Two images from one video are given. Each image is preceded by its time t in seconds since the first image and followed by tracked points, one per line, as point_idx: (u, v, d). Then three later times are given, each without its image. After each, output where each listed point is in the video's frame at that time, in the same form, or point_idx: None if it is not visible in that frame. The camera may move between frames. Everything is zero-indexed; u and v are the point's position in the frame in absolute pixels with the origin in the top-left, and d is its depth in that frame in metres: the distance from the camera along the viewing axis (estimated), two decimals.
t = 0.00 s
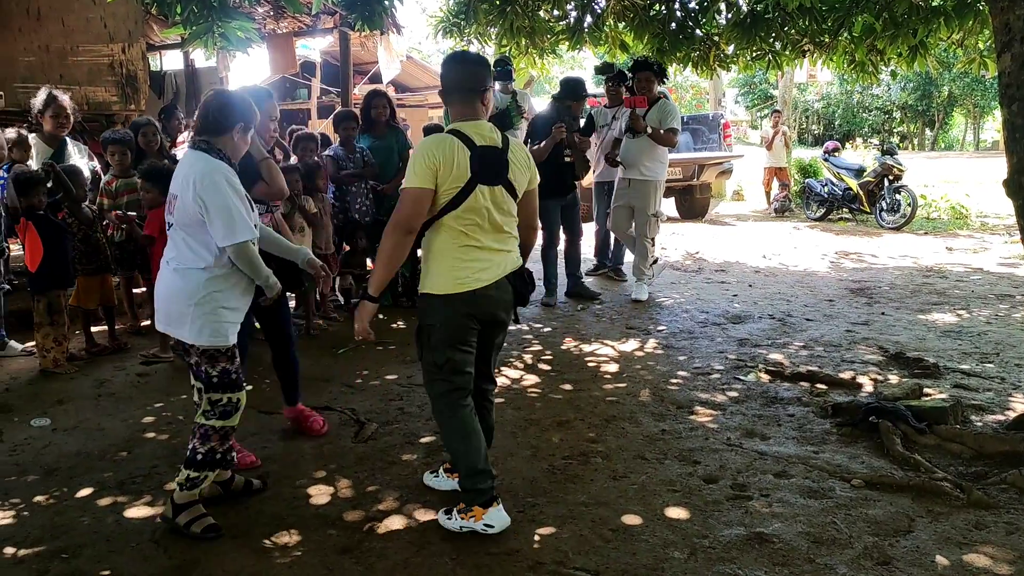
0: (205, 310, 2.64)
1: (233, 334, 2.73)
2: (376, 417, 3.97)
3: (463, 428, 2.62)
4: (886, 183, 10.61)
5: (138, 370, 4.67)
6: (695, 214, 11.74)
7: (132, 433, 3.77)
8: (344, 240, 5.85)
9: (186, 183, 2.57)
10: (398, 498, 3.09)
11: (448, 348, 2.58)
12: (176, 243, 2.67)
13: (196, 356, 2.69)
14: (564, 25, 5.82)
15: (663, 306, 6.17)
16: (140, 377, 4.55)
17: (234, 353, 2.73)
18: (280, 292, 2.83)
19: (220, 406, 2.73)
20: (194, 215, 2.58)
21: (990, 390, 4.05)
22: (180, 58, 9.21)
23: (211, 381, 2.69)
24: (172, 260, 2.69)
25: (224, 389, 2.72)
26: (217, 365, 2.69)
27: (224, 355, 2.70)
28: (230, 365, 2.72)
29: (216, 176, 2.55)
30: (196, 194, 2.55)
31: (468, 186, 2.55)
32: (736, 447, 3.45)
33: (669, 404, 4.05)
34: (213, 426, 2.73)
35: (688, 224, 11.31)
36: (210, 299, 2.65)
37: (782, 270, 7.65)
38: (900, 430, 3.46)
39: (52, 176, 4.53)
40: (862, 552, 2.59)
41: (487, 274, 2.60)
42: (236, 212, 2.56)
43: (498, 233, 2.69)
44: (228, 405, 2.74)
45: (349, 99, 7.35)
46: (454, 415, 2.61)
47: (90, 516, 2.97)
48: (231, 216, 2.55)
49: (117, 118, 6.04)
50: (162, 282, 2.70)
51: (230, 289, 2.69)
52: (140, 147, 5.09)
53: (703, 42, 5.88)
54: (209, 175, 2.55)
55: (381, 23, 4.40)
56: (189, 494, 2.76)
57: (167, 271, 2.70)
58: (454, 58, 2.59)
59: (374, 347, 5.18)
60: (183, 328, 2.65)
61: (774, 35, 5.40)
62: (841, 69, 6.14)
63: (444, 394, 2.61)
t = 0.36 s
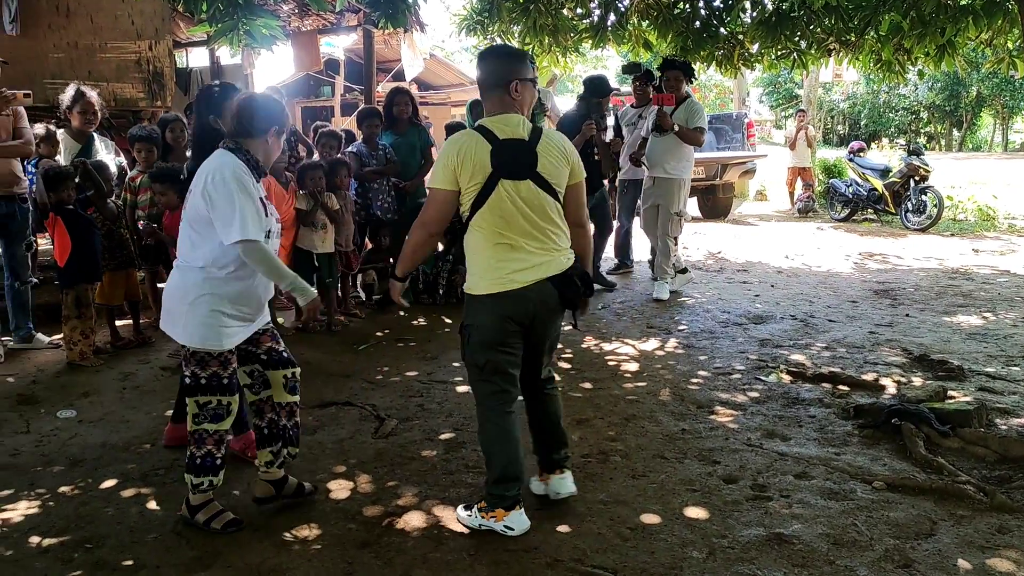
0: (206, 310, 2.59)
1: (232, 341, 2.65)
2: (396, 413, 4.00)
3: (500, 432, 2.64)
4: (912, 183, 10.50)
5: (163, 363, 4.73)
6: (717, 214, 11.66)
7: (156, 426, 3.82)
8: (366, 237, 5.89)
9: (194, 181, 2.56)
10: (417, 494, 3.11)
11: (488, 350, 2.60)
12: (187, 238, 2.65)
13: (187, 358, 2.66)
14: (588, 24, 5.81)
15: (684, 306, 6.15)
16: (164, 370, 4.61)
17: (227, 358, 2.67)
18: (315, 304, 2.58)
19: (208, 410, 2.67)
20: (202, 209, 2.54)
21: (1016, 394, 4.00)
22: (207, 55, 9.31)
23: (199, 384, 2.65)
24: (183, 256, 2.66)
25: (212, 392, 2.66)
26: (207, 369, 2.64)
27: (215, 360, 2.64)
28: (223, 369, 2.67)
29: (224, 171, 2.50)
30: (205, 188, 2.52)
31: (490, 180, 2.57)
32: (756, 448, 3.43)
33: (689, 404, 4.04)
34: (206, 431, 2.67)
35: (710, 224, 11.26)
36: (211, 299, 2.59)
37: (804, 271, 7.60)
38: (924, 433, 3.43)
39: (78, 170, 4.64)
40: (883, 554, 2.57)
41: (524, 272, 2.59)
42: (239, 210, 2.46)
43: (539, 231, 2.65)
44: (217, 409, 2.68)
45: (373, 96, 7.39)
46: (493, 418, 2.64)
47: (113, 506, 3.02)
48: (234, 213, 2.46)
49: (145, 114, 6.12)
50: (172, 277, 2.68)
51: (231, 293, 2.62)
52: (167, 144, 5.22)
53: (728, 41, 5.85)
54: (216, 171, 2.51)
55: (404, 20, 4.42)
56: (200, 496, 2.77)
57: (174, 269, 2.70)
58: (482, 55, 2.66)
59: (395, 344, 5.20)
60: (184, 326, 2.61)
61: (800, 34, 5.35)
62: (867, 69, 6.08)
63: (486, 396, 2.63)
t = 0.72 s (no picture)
0: (297, 317, 2.57)
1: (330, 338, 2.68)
2: (415, 410, 4.01)
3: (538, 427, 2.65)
4: (936, 185, 10.40)
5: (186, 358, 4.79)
6: (737, 214, 11.60)
7: (178, 420, 3.86)
8: (386, 235, 5.91)
9: (285, 188, 2.50)
10: (436, 491, 3.12)
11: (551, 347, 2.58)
12: (266, 247, 2.59)
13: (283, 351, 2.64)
14: (609, 23, 5.77)
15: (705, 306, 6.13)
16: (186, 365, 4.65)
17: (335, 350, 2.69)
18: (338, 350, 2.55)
19: (344, 394, 2.67)
20: (291, 217, 2.51)
21: None
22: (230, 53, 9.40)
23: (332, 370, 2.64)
24: (262, 263, 2.60)
25: (344, 378, 2.66)
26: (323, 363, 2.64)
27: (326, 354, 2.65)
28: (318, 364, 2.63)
29: (315, 179, 2.49)
30: (296, 195, 2.48)
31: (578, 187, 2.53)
32: (775, 449, 3.41)
33: (709, 404, 4.02)
34: (333, 406, 2.65)
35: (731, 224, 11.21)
36: (300, 306, 2.58)
37: (826, 272, 7.55)
38: (946, 436, 3.40)
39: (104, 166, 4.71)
40: (904, 558, 2.55)
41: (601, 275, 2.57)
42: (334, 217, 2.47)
43: (615, 233, 2.62)
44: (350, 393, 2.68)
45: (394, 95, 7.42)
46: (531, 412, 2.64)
47: (136, 499, 3.05)
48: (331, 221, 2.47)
49: (168, 112, 6.18)
50: (251, 285, 2.62)
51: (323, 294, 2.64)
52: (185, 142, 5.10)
53: (750, 40, 5.82)
54: (309, 179, 2.49)
55: (426, 19, 4.44)
56: (284, 465, 2.69)
57: (256, 277, 2.62)
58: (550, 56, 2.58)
59: (414, 341, 5.22)
60: (278, 334, 2.58)
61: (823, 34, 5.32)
62: (892, 69, 6.03)
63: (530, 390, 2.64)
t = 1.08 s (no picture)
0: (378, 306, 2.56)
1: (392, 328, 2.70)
2: (433, 408, 4.03)
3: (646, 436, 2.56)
4: (958, 187, 10.30)
5: (205, 353, 4.83)
6: (756, 216, 11.54)
7: (198, 415, 3.90)
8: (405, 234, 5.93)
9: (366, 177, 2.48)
10: (453, 489, 3.13)
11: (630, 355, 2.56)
12: (342, 240, 2.54)
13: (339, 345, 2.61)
14: (629, 23, 5.72)
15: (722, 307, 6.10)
16: (205, 361, 4.70)
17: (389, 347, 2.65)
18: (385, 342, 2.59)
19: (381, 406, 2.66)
20: (369, 207, 2.49)
21: None
22: (251, 52, 9.45)
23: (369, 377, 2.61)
24: (338, 257, 2.55)
25: (374, 388, 2.62)
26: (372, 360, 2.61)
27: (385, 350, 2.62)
28: (372, 362, 2.61)
29: (387, 167, 2.50)
30: (376, 186, 2.47)
31: (664, 181, 2.46)
32: (794, 451, 3.40)
33: (727, 405, 4.01)
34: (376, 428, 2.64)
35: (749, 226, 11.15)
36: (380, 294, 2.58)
37: (846, 274, 7.49)
38: (967, 440, 3.38)
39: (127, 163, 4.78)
40: (924, 562, 2.53)
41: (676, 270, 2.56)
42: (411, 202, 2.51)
43: (684, 227, 2.61)
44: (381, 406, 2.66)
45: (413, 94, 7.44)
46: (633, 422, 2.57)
47: (157, 492, 3.09)
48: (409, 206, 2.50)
49: (191, 110, 6.24)
50: (326, 281, 2.55)
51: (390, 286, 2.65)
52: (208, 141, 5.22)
53: (771, 40, 5.79)
54: (388, 169, 2.50)
55: (446, 19, 4.45)
56: (363, 503, 2.69)
57: (333, 269, 2.55)
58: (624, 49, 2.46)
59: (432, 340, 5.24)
60: (355, 327, 2.53)
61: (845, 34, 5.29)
62: (914, 70, 5.99)
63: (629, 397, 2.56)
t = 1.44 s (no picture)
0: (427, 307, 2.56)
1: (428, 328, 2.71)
2: (444, 408, 4.03)
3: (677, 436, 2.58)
4: (973, 189, 10.23)
5: (218, 352, 4.86)
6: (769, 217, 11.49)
7: (210, 414, 3.92)
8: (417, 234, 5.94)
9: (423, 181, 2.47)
10: (464, 489, 3.13)
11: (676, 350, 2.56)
12: (393, 241, 2.50)
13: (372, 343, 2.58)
14: (642, 24, 5.72)
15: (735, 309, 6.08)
16: (218, 360, 4.72)
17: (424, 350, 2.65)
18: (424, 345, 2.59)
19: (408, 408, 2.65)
20: (424, 209, 2.48)
21: None
22: (265, 52, 9.49)
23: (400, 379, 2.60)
24: (389, 258, 2.51)
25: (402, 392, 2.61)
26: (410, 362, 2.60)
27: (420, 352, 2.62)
28: (407, 366, 2.59)
29: (443, 172, 2.51)
30: (433, 189, 2.48)
31: (721, 186, 2.48)
32: (805, 453, 3.39)
33: (738, 407, 4.00)
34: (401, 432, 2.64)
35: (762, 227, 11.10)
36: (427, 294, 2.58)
37: (859, 277, 7.45)
38: (981, 444, 3.36)
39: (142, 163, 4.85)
40: (936, 565, 2.52)
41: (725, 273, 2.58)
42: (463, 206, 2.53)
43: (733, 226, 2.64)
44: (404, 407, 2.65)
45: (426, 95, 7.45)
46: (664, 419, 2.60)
47: (170, 490, 3.11)
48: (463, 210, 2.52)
49: (205, 110, 6.27)
50: (376, 282, 2.51)
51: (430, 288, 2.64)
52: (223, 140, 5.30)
53: (784, 41, 5.76)
54: (444, 174, 2.51)
55: (459, 19, 4.46)
56: (376, 502, 2.70)
57: (381, 271, 2.51)
58: (669, 50, 2.47)
59: (444, 340, 5.24)
60: (398, 330, 2.52)
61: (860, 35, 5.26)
62: (929, 71, 5.96)
63: (665, 397, 2.59)
